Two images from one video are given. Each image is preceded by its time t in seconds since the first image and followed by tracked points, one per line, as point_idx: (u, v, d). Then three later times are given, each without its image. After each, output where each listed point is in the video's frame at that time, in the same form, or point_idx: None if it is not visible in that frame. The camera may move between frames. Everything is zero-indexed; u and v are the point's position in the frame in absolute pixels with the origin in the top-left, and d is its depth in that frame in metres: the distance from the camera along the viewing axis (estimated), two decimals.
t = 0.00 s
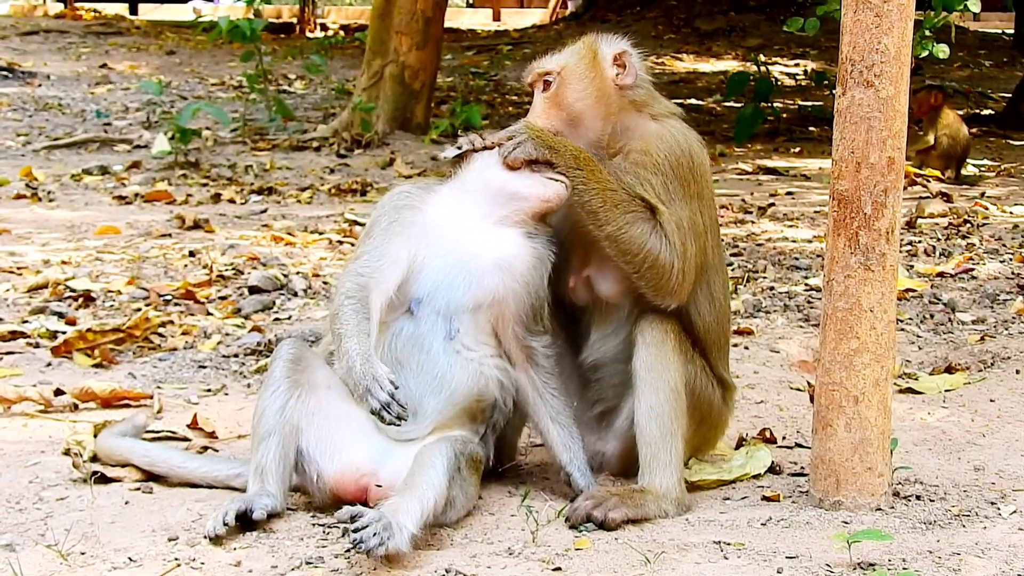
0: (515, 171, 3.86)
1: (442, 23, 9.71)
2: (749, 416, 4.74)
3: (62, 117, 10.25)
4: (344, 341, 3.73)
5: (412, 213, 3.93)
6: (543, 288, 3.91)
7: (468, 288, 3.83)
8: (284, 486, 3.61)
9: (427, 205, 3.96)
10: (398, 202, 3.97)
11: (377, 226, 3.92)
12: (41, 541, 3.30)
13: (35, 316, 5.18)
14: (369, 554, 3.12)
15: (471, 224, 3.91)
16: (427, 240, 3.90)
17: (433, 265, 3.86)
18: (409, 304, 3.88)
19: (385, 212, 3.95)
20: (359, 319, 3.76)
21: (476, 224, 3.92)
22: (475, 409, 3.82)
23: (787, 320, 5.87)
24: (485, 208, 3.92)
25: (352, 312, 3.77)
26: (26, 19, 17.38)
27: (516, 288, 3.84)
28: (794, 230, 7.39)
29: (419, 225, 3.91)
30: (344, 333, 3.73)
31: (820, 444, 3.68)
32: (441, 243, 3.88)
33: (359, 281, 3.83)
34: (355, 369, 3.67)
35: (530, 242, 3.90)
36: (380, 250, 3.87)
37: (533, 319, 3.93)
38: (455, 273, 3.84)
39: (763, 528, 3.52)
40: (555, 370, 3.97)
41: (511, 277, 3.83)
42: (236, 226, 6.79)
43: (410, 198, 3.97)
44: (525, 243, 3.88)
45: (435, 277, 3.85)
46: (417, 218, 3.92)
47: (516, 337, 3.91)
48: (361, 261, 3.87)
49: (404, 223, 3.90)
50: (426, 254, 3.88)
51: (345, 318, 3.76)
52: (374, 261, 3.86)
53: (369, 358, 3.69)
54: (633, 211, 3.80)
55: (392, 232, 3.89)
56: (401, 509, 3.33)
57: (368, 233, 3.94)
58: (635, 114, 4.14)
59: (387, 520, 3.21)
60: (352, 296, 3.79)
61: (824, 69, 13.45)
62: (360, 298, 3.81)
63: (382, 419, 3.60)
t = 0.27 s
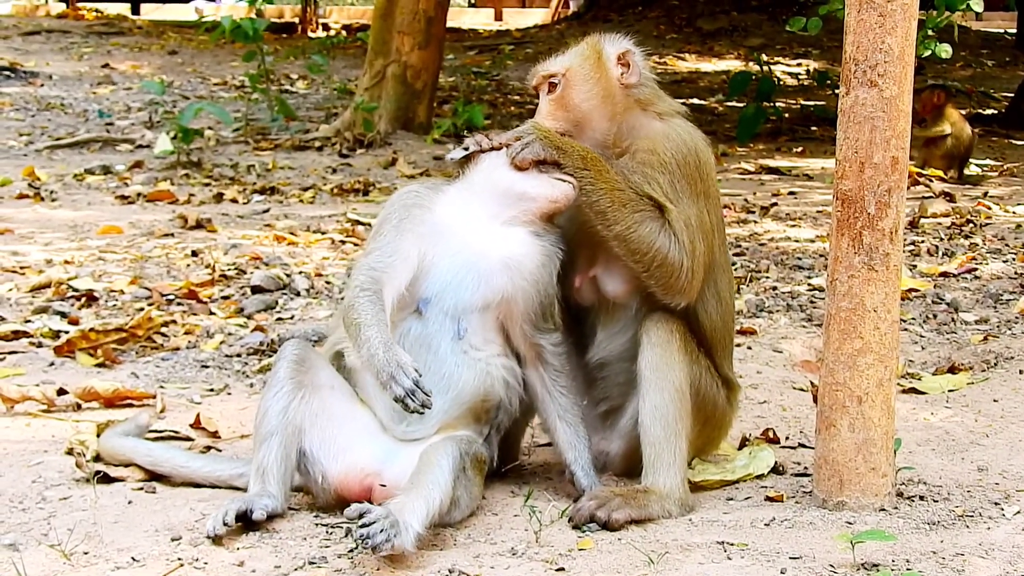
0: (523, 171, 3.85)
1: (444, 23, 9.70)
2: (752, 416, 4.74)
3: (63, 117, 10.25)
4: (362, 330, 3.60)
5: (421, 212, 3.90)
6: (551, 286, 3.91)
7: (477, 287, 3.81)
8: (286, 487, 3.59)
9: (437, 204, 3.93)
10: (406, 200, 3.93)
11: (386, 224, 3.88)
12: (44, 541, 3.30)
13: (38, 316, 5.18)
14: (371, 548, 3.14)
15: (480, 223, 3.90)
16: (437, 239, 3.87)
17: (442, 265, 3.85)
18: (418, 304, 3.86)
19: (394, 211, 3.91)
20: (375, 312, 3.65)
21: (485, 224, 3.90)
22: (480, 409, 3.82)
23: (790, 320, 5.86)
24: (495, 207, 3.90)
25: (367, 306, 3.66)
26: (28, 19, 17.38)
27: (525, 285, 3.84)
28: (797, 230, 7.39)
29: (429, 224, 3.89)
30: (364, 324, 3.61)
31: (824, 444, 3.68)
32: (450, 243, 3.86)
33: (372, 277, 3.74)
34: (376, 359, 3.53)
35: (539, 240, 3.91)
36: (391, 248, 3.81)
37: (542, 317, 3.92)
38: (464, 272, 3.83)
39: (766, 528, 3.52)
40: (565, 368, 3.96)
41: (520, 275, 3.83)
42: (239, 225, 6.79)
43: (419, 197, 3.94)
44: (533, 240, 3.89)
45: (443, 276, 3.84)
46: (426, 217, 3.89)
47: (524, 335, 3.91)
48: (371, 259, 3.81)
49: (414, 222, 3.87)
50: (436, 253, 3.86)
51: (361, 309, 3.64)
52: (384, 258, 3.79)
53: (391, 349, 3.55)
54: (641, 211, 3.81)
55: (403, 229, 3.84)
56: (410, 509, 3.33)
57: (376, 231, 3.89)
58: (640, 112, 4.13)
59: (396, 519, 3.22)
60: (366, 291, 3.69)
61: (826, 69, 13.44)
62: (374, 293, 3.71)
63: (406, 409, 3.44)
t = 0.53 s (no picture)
0: (522, 168, 3.86)
1: (446, 23, 9.71)
2: (753, 416, 4.74)
3: (66, 118, 10.26)
4: (383, 345, 3.59)
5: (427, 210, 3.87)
6: (554, 284, 3.92)
7: (483, 287, 3.82)
8: (286, 486, 3.60)
9: (443, 203, 3.91)
10: (411, 197, 3.90)
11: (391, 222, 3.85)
12: (45, 541, 3.30)
13: (39, 316, 5.19)
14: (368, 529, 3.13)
15: (484, 222, 3.90)
16: (443, 238, 3.87)
17: (448, 265, 3.86)
18: (421, 302, 3.87)
19: (398, 208, 3.88)
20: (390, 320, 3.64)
21: (489, 224, 3.90)
22: (482, 407, 3.85)
23: (791, 319, 5.86)
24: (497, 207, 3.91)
25: (383, 314, 3.65)
26: (30, 19, 17.41)
27: (527, 284, 3.85)
28: (798, 230, 7.38)
29: (435, 223, 3.87)
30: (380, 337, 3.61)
31: (824, 444, 3.67)
32: (455, 242, 3.87)
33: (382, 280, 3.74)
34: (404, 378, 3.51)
35: (541, 238, 3.92)
36: (398, 248, 3.80)
37: (544, 315, 3.93)
38: (469, 273, 3.84)
39: (767, 527, 3.52)
40: (568, 368, 3.96)
41: (522, 273, 3.84)
42: (240, 225, 6.80)
43: (423, 195, 3.92)
44: (535, 239, 3.90)
45: (448, 275, 3.85)
46: (432, 216, 3.87)
47: (527, 334, 3.92)
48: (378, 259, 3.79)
49: (420, 220, 3.84)
50: (441, 252, 3.87)
51: (378, 323, 3.63)
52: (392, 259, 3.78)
53: (413, 366, 3.54)
54: (641, 209, 3.80)
55: (409, 229, 3.82)
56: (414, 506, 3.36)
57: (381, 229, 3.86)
58: (647, 112, 4.15)
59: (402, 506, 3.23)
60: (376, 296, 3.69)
61: (828, 69, 13.44)
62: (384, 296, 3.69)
63: (432, 428, 3.43)
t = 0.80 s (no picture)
0: (522, 167, 3.84)
1: (446, 23, 9.71)
2: (754, 416, 4.74)
3: (66, 118, 10.26)
4: (386, 345, 3.58)
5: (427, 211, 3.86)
6: (555, 284, 3.91)
7: (484, 288, 3.82)
8: (288, 487, 3.60)
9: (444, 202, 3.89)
10: (412, 197, 3.89)
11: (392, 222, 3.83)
12: (47, 541, 3.30)
13: (41, 316, 5.19)
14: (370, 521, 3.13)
15: (484, 220, 3.88)
16: (444, 239, 3.86)
17: (448, 266, 3.84)
18: (423, 300, 3.87)
19: (399, 208, 3.87)
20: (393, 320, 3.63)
21: (489, 223, 3.88)
22: (483, 407, 3.86)
23: (792, 319, 5.86)
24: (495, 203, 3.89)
25: (385, 313, 3.64)
26: (30, 19, 17.42)
27: (529, 284, 3.84)
28: (799, 230, 7.39)
29: (436, 223, 3.85)
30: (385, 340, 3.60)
31: (825, 444, 3.67)
32: (456, 242, 3.85)
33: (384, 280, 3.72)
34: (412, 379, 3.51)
35: (541, 237, 3.90)
36: (400, 249, 3.78)
37: (545, 315, 3.92)
38: (469, 273, 3.83)
39: (768, 528, 3.52)
40: (568, 369, 3.96)
41: (524, 273, 3.83)
42: (241, 226, 6.79)
43: (423, 195, 3.90)
44: (536, 238, 3.88)
45: (449, 275, 3.84)
46: (433, 216, 3.86)
47: (527, 334, 3.91)
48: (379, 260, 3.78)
49: (420, 220, 3.83)
50: (441, 251, 3.85)
51: (381, 322, 3.62)
52: (394, 260, 3.76)
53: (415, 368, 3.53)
54: (640, 206, 3.79)
55: (410, 230, 3.80)
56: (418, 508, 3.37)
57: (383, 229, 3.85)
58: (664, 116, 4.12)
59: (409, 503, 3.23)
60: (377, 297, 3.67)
61: (829, 69, 13.44)
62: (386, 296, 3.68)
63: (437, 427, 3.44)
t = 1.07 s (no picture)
0: (522, 165, 3.86)
1: (448, 24, 9.72)
2: (755, 416, 4.74)
3: (68, 118, 10.27)
4: (394, 340, 3.55)
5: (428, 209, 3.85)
6: (557, 284, 3.91)
7: (487, 287, 3.81)
8: (289, 487, 3.60)
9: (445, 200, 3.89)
10: (413, 195, 3.89)
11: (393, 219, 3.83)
12: (48, 541, 3.30)
13: (42, 316, 5.19)
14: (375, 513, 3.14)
15: (486, 219, 3.88)
16: (446, 237, 3.86)
17: (450, 264, 3.84)
18: (425, 299, 3.86)
19: (401, 205, 3.86)
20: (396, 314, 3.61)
21: (491, 221, 3.88)
22: (485, 408, 3.86)
23: (793, 320, 5.86)
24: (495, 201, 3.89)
25: (388, 307, 3.63)
26: (32, 20, 17.43)
27: (530, 284, 3.84)
28: (800, 230, 7.39)
29: (437, 222, 3.85)
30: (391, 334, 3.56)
31: (826, 444, 3.67)
32: (457, 240, 3.85)
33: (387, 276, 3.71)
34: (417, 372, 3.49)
35: (541, 237, 3.90)
36: (403, 246, 3.77)
37: (546, 315, 3.92)
38: (471, 272, 3.82)
39: (769, 528, 3.52)
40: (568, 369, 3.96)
41: (525, 273, 3.83)
42: (242, 226, 6.80)
43: (424, 193, 3.89)
44: (536, 238, 3.88)
45: (451, 274, 3.84)
46: (434, 214, 3.85)
47: (529, 334, 3.90)
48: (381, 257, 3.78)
49: (421, 218, 3.82)
50: (443, 249, 3.85)
51: (386, 318, 3.59)
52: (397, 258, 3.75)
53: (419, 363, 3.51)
54: (637, 208, 3.81)
55: (412, 227, 3.79)
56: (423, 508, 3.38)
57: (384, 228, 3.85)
58: (677, 120, 4.10)
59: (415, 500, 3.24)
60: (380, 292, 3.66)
61: (830, 69, 13.44)
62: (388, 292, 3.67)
63: (448, 420, 3.43)
